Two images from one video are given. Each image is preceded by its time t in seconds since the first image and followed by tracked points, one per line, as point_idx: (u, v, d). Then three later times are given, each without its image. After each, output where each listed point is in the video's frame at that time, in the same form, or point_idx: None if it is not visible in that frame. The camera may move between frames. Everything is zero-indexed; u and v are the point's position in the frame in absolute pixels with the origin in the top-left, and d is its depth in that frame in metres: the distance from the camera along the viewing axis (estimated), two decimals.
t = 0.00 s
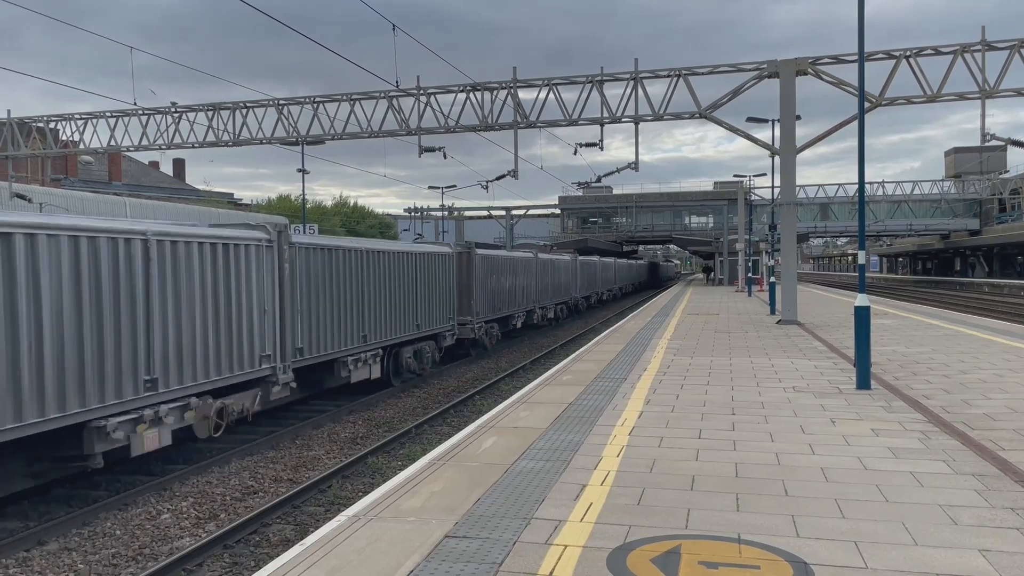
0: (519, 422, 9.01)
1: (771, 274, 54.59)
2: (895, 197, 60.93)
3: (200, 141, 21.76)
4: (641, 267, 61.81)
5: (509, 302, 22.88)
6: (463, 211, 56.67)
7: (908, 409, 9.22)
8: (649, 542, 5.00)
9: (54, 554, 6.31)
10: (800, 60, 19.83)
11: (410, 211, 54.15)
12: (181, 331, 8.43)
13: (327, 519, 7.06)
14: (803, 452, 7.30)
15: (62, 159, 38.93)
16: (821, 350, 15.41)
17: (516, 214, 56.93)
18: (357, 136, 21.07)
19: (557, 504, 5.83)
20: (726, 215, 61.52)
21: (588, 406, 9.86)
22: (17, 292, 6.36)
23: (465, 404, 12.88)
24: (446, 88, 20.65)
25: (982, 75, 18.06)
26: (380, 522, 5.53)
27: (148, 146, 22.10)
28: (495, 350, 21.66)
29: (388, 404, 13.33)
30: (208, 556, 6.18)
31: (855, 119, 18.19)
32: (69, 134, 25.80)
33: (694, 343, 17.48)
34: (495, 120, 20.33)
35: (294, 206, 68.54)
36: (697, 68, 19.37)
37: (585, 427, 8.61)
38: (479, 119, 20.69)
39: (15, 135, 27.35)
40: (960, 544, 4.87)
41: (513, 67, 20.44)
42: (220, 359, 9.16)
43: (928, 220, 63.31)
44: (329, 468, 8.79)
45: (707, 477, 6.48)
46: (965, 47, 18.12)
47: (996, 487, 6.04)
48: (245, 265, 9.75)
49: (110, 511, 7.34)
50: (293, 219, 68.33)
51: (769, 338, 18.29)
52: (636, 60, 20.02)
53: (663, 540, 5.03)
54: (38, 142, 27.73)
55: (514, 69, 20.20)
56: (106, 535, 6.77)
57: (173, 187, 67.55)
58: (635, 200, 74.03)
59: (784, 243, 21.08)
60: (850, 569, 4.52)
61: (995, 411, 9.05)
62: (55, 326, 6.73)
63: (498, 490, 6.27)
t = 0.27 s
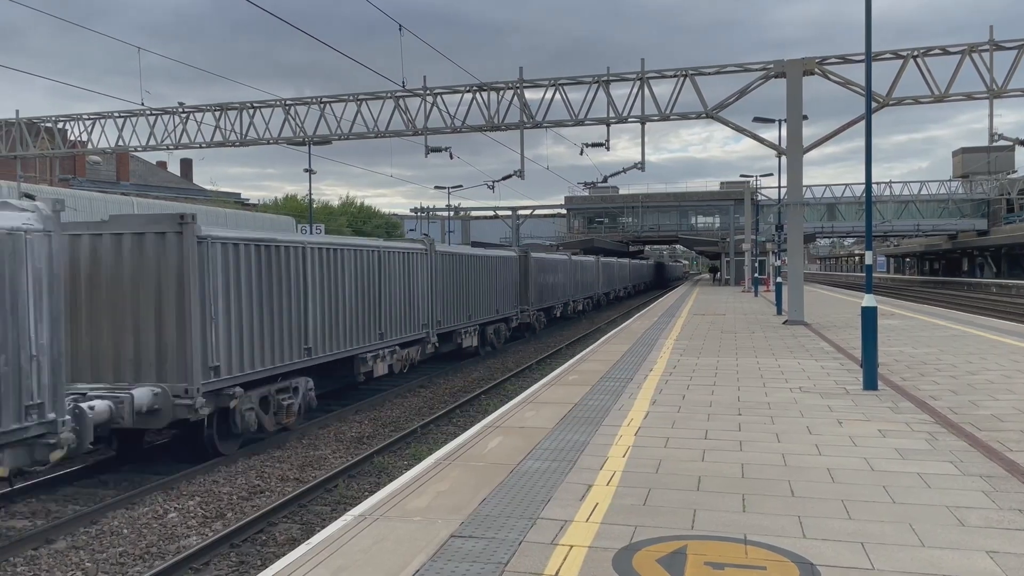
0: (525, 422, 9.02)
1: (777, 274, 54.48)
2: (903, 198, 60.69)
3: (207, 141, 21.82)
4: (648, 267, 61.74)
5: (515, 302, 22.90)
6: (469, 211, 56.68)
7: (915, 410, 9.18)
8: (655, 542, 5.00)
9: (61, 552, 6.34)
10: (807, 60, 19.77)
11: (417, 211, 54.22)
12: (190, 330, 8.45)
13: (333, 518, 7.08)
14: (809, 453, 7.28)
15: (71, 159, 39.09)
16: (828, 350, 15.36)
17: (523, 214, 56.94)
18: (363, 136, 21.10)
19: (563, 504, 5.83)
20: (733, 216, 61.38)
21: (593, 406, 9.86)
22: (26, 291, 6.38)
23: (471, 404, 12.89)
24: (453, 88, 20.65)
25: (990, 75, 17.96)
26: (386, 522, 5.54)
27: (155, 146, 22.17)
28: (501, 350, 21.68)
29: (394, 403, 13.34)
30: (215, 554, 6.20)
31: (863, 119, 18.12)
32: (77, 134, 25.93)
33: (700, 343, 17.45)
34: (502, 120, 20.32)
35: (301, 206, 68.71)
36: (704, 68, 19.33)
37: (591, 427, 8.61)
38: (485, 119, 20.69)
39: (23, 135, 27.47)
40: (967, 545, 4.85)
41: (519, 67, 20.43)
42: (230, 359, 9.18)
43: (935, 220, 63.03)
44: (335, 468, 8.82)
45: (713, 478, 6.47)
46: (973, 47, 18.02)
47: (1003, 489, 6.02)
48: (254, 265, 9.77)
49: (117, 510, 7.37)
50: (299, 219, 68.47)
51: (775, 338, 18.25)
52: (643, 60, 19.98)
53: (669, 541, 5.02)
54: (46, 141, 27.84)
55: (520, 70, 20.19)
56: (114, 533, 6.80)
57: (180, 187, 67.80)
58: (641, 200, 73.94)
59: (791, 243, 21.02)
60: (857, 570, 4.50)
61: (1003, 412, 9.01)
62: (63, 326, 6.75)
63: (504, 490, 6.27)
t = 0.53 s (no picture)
0: (531, 422, 9.02)
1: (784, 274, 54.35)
2: (910, 198, 60.45)
3: (214, 141, 21.89)
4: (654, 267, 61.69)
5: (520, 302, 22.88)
6: (475, 211, 56.74)
7: (922, 412, 9.14)
8: (661, 543, 4.99)
9: (69, 551, 6.36)
10: (814, 60, 19.71)
11: (423, 211, 54.26)
12: (190, 331, 8.44)
13: (339, 518, 7.09)
14: (816, 454, 7.25)
15: (78, 159, 39.31)
16: (835, 351, 15.31)
17: (529, 214, 56.95)
18: (369, 136, 21.13)
19: (569, 504, 5.82)
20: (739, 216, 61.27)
21: (599, 407, 9.85)
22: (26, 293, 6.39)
23: (477, 404, 12.90)
24: (459, 88, 20.67)
25: (998, 75, 17.88)
26: (391, 522, 5.54)
27: (163, 146, 22.26)
28: (507, 350, 21.66)
29: (400, 403, 13.36)
30: (221, 553, 6.22)
31: (870, 119, 18.06)
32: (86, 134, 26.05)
33: (706, 343, 17.41)
34: (508, 120, 20.33)
35: (307, 206, 68.87)
36: (711, 68, 19.29)
37: (597, 428, 8.59)
38: (492, 119, 20.69)
39: (32, 135, 27.62)
40: (974, 547, 4.82)
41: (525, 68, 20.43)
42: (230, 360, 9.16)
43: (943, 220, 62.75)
44: (341, 467, 8.84)
45: (719, 478, 6.46)
46: (981, 47, 17.95)
47: (1011, 490, 5.99)
48: (257, 266, 9.76)
49: (124, 509, 7.39)
50: (305, 219, 68.64)
51: (782, 339, 18.21)
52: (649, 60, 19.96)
53: (675, 542, 5.01)
54: (55, 141, 28.00)
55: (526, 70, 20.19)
56: (121, 532, 6.82)
57: (187, 187, 68.03)
58: (647, 201, 73.86)
59: (797, 244, 20.96)
60: (863, 572, 4.48)
61: (1011, 413, 8.96)
62: (65, 327, 6.75)
63: (510, 490, 6.27)
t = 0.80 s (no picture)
0: (536, 423, 9.02)
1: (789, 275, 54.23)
2: (916, 199, 60.26)
3: (221, 141, 21.97)
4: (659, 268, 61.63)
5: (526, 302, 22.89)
6: (481, 212, 56.76)
7: (928, 413, 9.11)
8: (667, 544, 4.98)
9: (75, 550, 6.39)
10: (820, 60, 19.67)
11: (428, 211, 54.31)
12: (195, 330, 8.43)
13: (345, 518, 7.10)
14: (822, 455, 7.24)
15: (86, 159, 39.52)
16: (841, 352, 15.25)
17: (534, 215, 56.95)
18: (376, 137, 21.17)
19: (574, 505, 5.82)
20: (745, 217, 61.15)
21: (604, 407, 9.84)
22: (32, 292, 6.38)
23: (482, 404, 12.90)
24: (464, 89, 20.69)
25: (1006, 75, 17.81)
26: (397, 522, 5.55)
27: (170, 146, 22.35)
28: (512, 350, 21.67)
29: (405, 403, 13.38)
30: (227, 553, 6.24)
31: (877, 120, 18.01)
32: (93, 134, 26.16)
33: (712, 344, 17.39)
34: (514, 120, 20.35)
35: (313, 206, 69.01)
36: (716, 68, 19.26)
37: (602, 428, 8.59)
38: (497, 119, 20.72)
39: (40, 135, 27.78)
40: (982, 549, 4.80)
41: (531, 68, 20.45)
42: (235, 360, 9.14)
43: (950, 221, 62.50)
44: (347, 467, 8.86)
45: (725, 479, 6.45)
46: (988, 47, 17.88)
47: (1018, 492, 5.97)
48: (261, 265, 9.74)
49: (131, 508, 7.42)
50: (311, 219, 68.81)
51: (787, 340, 18.17)
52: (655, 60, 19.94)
53: (681, 543, 5.01)
54: (63, 142, 28.14)
55: (532, 70, 20.21)
56: (127, 531, 6.85)
57: (193, 187, 68.24)
58: (652, 201, 73.79)
59: (803, 244, 20.91)
60: (869, 573, 4.47)
61: (1018, 415, 8.92)
62: (70, 326, 6.75)
63: (515, 490, 6.28)
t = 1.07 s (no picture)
0: (541, 423, 9.02)
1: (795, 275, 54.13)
2: (922, 199, 60.09)
3: (227, 141, 22.04)
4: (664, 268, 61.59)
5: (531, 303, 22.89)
6: (486, 212, 56.77)
7: (934, 414, 9.09)
8: (671, 545, 4.98)
9: (82, 549, 6.42)
10: (826, 61, 19.63)
11: (434, 212, 54.37)
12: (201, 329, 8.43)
13: (350, 518, 7.12)
14: (827, 456, 7.23)
15: (92, 159, 39.71)
16: (847, 353, 15.21)
17: (539, 215, 56.98)
18: (381, 137, 21.22)
19: (580, 505, 5.82)
20: (750, 217, 61.04)
21: (610, 408, 9.84)
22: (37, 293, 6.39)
23: (487, 405, 12.91)
24: (470, 90, 20.74)
25: (1013, 75, 17.75)
26: (401, 522, 5.57)
27: (176, 147, 22.44)
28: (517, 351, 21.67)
29: (410, 403, 13.40)
30: (233, 552, 6.27)
31: (883, 120, 17.97)
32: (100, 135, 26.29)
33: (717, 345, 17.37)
34: (519, 121, 20.37)
35: (319, 207, 69.18)
36: (722, 69, 19.26)
37: (607, 429, 8.59)
38: (503, 120, 20.75)
39: (47, 136, 27.91)
40: (987, 551, 4.80)
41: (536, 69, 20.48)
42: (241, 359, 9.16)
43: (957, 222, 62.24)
44: (352, 467, 8.88)
45: (731, 481, 6.44)
46: (995, 47, 17.83)
47: None
48: (263, 265, 9.71)
49: (137, 507, 7.46)
50: (317, 219, 68.94)
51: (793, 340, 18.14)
52: (660, 61, 19.93)
53: (686, 544, 5.01)
54: (69, 142, 28.26)
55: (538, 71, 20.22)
56: (133, 531, 6.88)
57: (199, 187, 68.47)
58: (657, 202, 73.72)
59: (809, 245, 20.87)
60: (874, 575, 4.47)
61: None
62: (75, 326, 6.77)
63: (520, 490, 6.29)
